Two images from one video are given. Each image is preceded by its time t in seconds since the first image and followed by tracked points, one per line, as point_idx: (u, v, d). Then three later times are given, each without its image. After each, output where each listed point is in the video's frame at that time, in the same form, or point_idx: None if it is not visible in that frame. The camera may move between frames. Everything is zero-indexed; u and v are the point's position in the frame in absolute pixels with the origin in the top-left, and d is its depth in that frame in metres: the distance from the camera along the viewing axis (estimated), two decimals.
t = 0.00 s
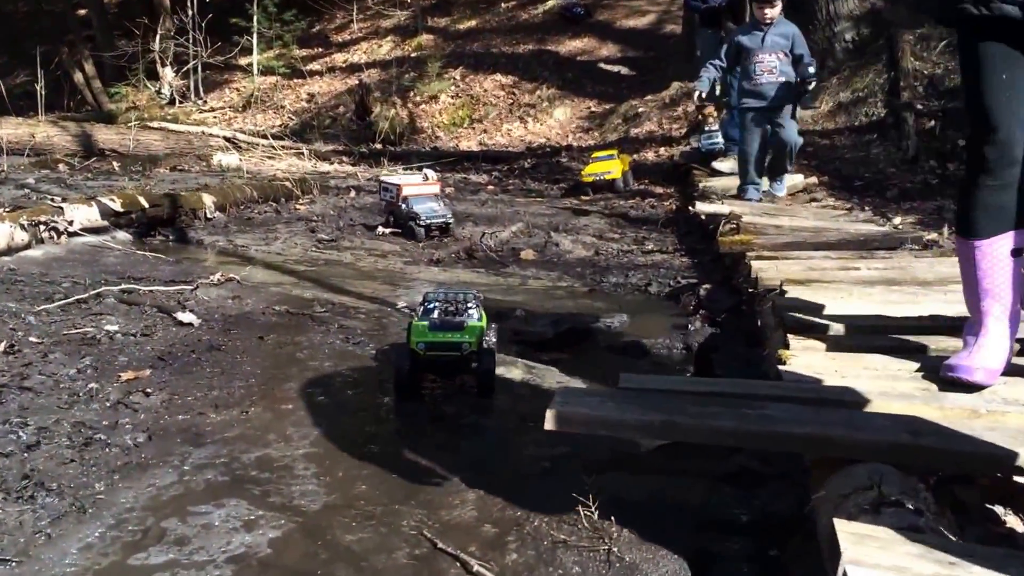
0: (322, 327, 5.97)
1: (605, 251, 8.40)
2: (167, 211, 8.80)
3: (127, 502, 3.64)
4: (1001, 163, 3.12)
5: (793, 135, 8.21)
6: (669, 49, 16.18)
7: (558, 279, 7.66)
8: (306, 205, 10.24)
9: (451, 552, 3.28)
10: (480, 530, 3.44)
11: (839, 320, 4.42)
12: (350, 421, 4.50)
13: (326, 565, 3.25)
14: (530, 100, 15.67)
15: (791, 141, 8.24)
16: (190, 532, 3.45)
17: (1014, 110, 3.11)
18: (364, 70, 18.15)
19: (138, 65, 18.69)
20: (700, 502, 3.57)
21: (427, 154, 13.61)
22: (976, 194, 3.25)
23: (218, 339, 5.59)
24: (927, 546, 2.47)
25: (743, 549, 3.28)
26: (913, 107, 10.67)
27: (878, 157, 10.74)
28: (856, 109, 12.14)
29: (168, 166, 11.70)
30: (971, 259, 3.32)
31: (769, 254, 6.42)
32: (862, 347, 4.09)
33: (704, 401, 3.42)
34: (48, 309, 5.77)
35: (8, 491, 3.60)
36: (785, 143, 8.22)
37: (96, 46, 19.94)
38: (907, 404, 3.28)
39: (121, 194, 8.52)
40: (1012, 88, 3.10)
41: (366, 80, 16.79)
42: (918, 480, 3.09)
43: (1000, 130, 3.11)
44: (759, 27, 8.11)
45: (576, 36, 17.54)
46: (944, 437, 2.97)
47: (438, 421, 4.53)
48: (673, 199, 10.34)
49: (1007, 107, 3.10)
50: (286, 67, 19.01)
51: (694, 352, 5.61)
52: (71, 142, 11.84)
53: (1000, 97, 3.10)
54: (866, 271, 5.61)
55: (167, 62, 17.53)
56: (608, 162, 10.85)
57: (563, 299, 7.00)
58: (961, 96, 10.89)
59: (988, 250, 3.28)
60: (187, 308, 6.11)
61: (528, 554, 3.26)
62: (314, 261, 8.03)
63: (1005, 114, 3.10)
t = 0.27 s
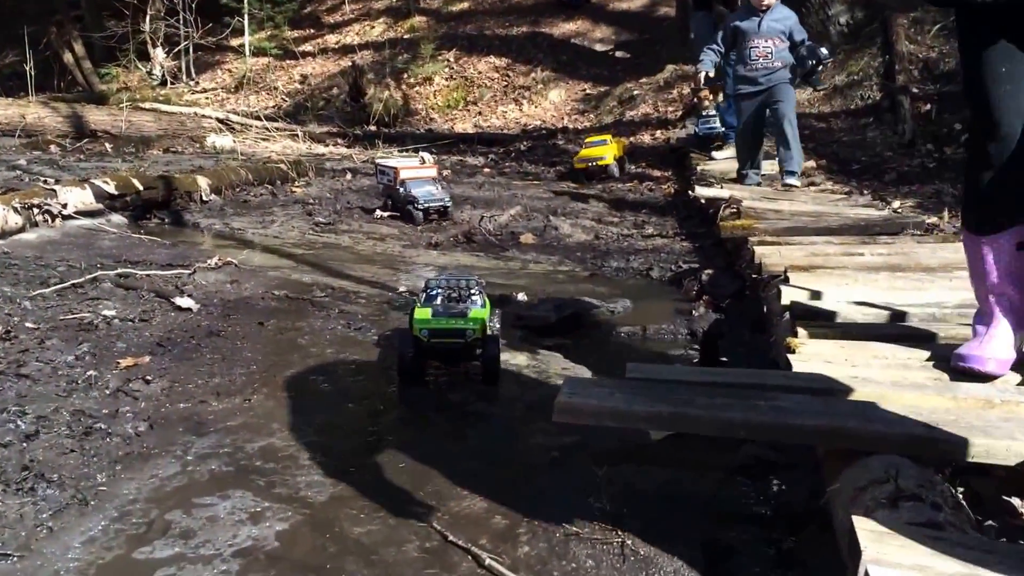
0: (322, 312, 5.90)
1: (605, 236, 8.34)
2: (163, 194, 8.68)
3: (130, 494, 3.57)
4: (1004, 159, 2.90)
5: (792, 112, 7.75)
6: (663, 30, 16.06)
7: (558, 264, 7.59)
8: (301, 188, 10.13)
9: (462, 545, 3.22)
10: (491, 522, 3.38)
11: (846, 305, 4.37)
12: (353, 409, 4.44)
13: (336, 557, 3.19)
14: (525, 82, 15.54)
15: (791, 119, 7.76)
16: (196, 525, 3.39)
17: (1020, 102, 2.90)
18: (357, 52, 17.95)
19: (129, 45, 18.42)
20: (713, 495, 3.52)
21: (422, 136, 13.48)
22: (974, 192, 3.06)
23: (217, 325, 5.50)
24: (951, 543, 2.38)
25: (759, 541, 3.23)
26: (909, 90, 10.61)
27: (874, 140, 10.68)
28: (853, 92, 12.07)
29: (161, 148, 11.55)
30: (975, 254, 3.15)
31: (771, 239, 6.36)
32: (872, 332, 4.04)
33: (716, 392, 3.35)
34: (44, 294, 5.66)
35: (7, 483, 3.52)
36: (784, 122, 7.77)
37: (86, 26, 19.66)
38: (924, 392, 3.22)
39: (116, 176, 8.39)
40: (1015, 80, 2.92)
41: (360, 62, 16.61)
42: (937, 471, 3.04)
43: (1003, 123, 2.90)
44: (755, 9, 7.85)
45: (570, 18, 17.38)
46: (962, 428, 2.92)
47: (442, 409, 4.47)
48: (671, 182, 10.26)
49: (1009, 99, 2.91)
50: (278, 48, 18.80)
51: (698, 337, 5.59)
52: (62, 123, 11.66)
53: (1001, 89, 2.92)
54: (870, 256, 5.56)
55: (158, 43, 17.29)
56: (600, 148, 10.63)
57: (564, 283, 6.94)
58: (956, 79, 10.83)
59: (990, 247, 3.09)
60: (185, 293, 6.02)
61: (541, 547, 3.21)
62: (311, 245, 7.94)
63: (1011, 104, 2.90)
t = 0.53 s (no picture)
0: (320, 312, 5.86)
1: (601, 235, 8.33)
2: (156, 191, 8.61)
3: (134, 500, 3.53)
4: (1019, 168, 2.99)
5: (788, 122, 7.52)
6: (656, 27, 16.03)
7: (555, 263, 7.57)
8: (295, 186, 10.06)
9: (474, 550, 3.21)
10: (501, 527, 3.37)
11: (851, 306, 4.37)
12: (357, 411, 4.41)
13: (345, 564, 3.17)
14: (518, 80, 15.51)
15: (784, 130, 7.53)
16: (201, 531, 3.35)
17: None
18: (350, 48, 17.87)
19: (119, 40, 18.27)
20: (725, 498, 3.53)
21: (415, 134, 13.42)
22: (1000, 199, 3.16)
23: (216, 325, 5.45)
24: (978, 550, 2.38)
25: (772, 544, 3.24)
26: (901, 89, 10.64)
27: (865, 140, 10.71)
28: (846, 91, 12.11)
29: (153, 144, 11.46)
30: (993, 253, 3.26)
31: (770, 239, 6.36)
32: (879, 334, 4.04)
33: (729, 393, 3.36)
34: (39, 293, 5.60)
35: (8, 487, 3.47)
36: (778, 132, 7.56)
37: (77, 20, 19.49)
38: (937, 395, 3.23)
39: (109, 173, 8.32)
40: None
41: (352, 58, 16.53)
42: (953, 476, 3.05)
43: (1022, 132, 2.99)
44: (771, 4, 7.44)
45: (563, 15, 17.34)
46: (978, 433, 2.93)
47: (445, 411, 4.45)
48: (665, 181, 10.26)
49: None
50: (270, 44, 18.69)
51: (699, 339, 5.58)
52: (53, 119, 11.55)
53: None
54: (871, 257, 5.56)
55: (149, 38, 17.15)
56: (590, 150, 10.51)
57: (562, 284, 6.93)
58: (948, 78, 10.86)
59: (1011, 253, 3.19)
60: (182, 292, 5.96)
61: (553, 552, 3.20)
62: (307, 243, 7.89)
63: None
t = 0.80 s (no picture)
0: (318, 324, 5.83)
1: (596, 246, 8.34)
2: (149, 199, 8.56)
3: (136, 516, 3.48)
4: None
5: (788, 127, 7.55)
6: (647, 39, 16.11)
7: (551, 275, 7.57)
8: (289, 196, 10.03)
9: (484, 569, 3.19)
10: (511, 546, 3.35)
11: (854, 320, 4.39)
12: (360, 425, 4.38)
13: None
14: (509, 90, 15.55)
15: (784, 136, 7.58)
16: (206, 548, 3.31)
17: None
18: (341, 58, 17.87)
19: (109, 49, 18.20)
20: (734, 516, 3.53)
21: (407, 144, 13.42)
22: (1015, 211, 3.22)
23: (213, 336, 5.41)
24: (998, 568, 2.38)
25: (781, 562, 3.25)
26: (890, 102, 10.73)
27: (855, 152, 10.79)
28: (835, 104, 12.21)
29: (144, 153, 11.39)
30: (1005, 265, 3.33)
31: (767, 251, 6.38)
32: (883, 348, 4.06)
33: (740, 407, 3.37)
34: (33, 303, 5.54)
35: (7, 504, 3.42)
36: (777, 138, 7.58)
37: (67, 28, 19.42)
38: (947, 412, 3.24)
39: (102, 181, 8.27)
40: None
41: (343, 68, 16.54)
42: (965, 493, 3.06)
43: None
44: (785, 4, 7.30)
45: (555, 26, 17.41)
46: (991, 450, 2.94)
47: (448, 425, 4.43)
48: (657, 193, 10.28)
49: None
50: (262, 53, 18.68)
51: (698, 352, 5.58)
52: (43, 126, 11.46)
53: None
54: (869, 270, 5.59)
55: (140, 46, 17.10)
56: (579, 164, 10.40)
57: (559, 295, 6.93)
58: (937, 91, 10.97)
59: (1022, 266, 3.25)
60: (178, 303, 5.92)
61: (564, 571, 3.19)
62: (302, 253, 7.86)
63: None
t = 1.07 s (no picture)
0: (314, 330, 5.80)
1: (590, 252, 8.34)
2: (142, 204, 8.51)
3: (135, 525, 3.45)
4: None
5: (788, 137, 7.58)
6: (638, 44, 16.17)
7: (546, 281, 7.57)
8: (282, 201, 9.99)
9: None
10: (514, 556, 3.35)
11: (853, 327, 4.40)
12: (359, 433, 4.35)
13: None
14: (501, 96, 15.57)
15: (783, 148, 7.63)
16: (207, 558, 3.28)
17: None
18: (333, 62, 17.85)
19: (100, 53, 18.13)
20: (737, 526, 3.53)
21: (399, 149, 13.40)
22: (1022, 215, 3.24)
23: (209, 343, 5.37)
24: None
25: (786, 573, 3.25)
26: (881, 108, 10.78)
27: (847, 159, 10.84)
28: (826, 111, 12.27)
29: (136, 157, 11.34)
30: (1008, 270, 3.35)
31: (763, 258, 6.40)
32: (883, 356, 4.07)
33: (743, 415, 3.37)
34: (27, 309, 5.49)
35: (5, 513, 3.39)
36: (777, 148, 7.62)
37: (57, 32, 19.34)
38: (950, 421, 3.25)
39: (95, 186, 8.22)
40: None
41: (335, 72, 16.52)
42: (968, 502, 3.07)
43: None
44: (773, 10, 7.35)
45: (546, 31, 17.44)
46: (994, 459, 2.96)
47: (447, 433, 4.41)
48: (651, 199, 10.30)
49: None
50: (254, 58, 18.64)
51: (696, 360, 5.59)
52: (34, 130, 11.39)
53: None
54: (865, 276, 5.61)
55: (131, 50, 17.03)
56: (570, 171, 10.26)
57: (555, 302, 6.93)
58: (927, 98, 11.04)
59: None
60: (173, 309, 5.88)
61: None
62: (296, 259, 7.83)
63: None
